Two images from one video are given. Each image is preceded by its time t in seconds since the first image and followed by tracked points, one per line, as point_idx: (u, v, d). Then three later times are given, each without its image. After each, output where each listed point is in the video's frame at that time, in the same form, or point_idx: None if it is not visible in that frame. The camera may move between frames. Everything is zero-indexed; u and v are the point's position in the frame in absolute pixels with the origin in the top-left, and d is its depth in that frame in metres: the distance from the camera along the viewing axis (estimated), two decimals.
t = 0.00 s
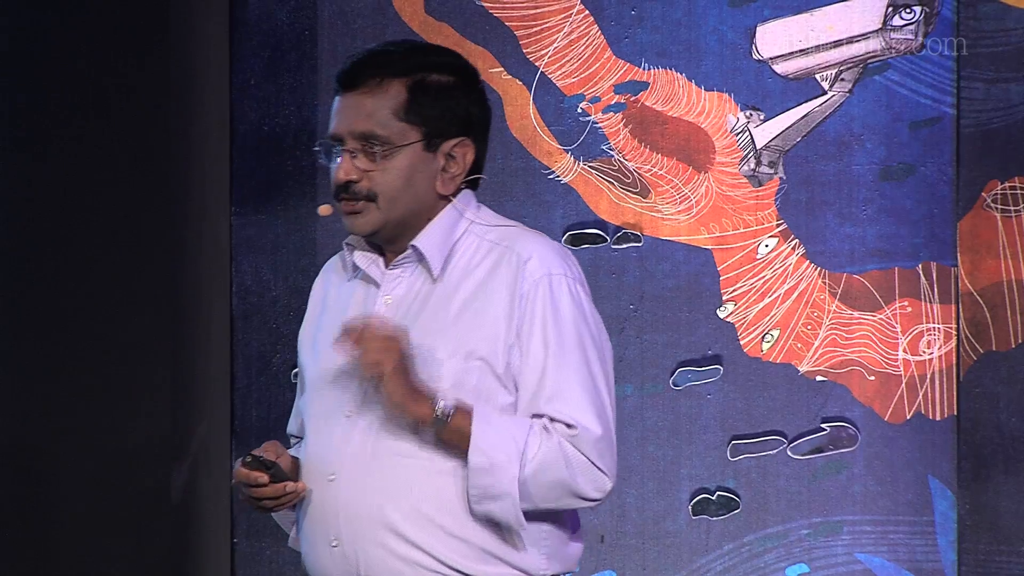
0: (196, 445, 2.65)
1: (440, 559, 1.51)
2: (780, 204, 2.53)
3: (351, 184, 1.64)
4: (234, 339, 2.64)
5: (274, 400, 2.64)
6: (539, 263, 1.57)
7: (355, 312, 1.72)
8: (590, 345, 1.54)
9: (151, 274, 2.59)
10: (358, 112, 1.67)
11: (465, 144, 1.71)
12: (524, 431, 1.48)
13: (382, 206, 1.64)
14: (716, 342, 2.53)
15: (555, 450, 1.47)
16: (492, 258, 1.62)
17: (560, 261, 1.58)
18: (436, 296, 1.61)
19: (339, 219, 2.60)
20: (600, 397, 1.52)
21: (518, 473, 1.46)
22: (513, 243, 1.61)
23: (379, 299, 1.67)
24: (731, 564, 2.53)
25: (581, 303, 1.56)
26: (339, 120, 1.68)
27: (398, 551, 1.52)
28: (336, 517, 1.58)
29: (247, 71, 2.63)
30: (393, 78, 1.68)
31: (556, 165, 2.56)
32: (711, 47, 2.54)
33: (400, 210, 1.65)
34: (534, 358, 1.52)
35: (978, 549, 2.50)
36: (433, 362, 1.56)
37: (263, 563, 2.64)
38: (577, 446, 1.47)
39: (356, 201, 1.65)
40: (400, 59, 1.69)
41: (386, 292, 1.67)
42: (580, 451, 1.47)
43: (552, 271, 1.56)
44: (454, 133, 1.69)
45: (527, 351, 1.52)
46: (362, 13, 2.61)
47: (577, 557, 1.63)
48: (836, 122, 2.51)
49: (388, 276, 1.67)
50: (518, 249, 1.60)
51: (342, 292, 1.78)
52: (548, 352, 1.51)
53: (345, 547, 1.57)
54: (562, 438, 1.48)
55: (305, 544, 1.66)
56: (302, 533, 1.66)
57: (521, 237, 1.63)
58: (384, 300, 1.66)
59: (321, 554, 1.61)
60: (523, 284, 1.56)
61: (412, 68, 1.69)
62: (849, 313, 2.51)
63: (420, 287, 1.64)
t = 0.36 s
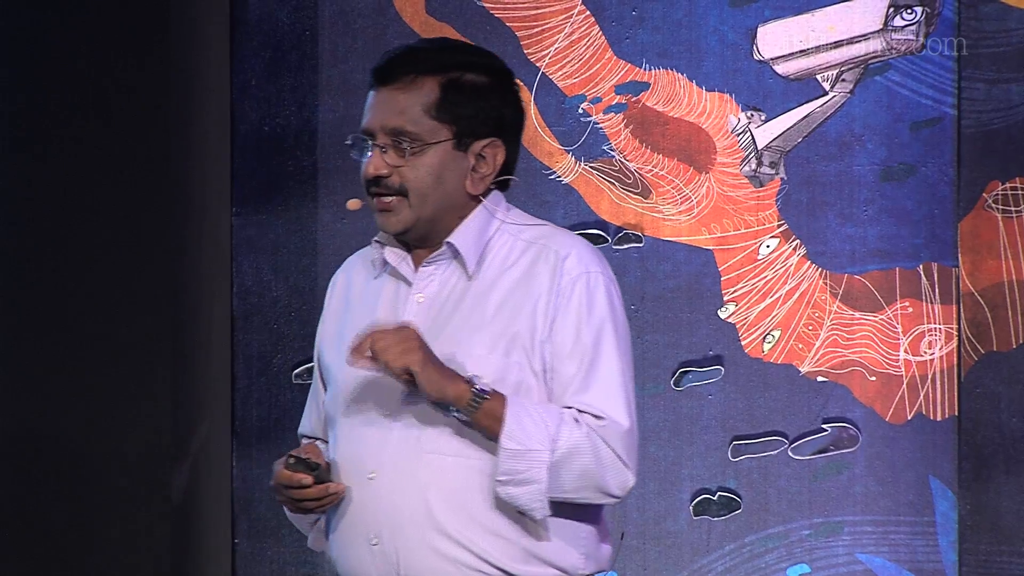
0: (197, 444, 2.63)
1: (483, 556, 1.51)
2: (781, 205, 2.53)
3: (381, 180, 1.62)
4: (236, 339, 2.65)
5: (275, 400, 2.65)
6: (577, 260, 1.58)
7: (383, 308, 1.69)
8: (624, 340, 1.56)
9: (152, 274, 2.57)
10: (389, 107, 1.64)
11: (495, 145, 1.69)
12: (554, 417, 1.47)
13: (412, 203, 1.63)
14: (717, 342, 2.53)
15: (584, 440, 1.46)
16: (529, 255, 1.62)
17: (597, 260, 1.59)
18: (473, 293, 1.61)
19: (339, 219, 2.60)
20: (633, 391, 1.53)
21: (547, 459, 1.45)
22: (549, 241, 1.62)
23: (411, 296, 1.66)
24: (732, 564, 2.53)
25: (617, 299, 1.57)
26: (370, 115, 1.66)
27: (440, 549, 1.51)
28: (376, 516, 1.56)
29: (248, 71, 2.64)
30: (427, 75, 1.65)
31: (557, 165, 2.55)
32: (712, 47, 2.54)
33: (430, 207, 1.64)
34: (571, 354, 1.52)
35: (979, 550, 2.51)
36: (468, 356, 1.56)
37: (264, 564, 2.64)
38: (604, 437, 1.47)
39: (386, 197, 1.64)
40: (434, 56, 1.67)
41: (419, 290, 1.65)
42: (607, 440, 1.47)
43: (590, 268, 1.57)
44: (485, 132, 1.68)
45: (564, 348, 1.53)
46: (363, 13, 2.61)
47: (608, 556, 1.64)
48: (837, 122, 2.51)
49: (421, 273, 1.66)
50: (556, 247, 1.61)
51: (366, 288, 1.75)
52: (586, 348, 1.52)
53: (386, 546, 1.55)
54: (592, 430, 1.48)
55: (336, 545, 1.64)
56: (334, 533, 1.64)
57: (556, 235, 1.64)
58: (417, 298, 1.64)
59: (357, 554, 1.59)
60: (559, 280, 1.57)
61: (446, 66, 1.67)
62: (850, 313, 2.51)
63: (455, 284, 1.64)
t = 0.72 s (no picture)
0: (198, 443, 2.63)
1: (522, 555, 1.44)
2: (780, 204, 2.53)
3: (423, 174, 1.55)
4: (235, 338, 2.63)
5: (274, 400, 2.63)
6: (619, 262, 1.50)
7: (419, 305, 1.61)
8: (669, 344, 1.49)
9: (152, 275, 2.58)
10: (434, 101, 1.58)
11: (539, 143, 1.61)
12: (599, 421, 1.41)
13: (452, 198, 1.56)
14: (716, 342, 2.53)
15: (632, 440, 1.40)
16: (571, 254, 1.54)
17: (639, 261, 1.52)
18: (512, 292, 1.53)
19: (338, 219, 2.61)
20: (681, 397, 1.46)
21: (594, 459, 1.39)
22: (591, 240, 1.54)
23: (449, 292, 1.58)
24: (732, 563, 2.53)
25: (660, 302, 1.50)
26: (414, 109, 1.59)
27: (477, 546, 1.44)
28: (411, 509, 1.49)
29: (247, 71, 2.63)
30: (472, 71, 1.58)
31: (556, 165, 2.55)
32: (711, 47, 2.53)
33: (470, 203, 1.56)
34: (615, 358, 1.45)
35: (978, 549, 2.53)
36: (508, 356, 1.48)
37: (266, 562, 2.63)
38: (653, 437, 1.41)
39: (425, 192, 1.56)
40: (480, 53, 1.60)
41: (457, 286, 1.57)
42: (654, 441, 1.41)
43: (633, 270, 1.50)
44: (529, 131, 1.59)
45: (609, 352, 1.46)
46: (362, 12, 2.61)
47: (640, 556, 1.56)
48: (836, 122, 2.51)
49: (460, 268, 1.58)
50: (597, 246, 1.53)
51: (402, 284, 1.67)
52: (631, 352, 1.45)
53: (421, 541, 1.48)
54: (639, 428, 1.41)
55: (367, 539, 1.56)
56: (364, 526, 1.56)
57: (597, 235, 1.55)
58: (456, 294, 1.56)
59: (390, 549, 1.51)
60: (602, 281, 1.49)
61: (492, 62, 1.59)
62: (849, 313, 2.51)
63: (494, 280, 1.56)
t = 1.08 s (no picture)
0: (196, 444, 2.61)
1: (601, 558, 1.36)
2: (780, 204, 2.53)
3: (502, 172, 1.46)
4: (234, 338, 2.61)
5: (274, 400, 2.61)
6: (695, 264, 1.41)
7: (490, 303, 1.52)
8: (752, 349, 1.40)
9: (150, 276, 2.60)
10: (516, 98, 1.48)
11: (619, 144, 1.51)
12: (687, 445, 1.33)
13: (532, 198, 1.46)
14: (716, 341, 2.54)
15: (725, 459, 1.33)
16: (647, 254, 1.45)
17: (713, 261, 1.44)
18: (586, 293, 1.44)
19: (337, 219, 2.61)
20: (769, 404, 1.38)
21: (691, 489, 1.33)
22: (665, 240, 1.46)
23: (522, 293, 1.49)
24: (731, 563, 2.54)
25: (738, 302, 1.41)
26: (495, 104, 1.50)
27: (555, 549, 1.37)
28: (483, 513, 1.41)
29: (247, 71, 2.61)
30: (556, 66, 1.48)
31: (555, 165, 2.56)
32: (711, 47, 2.54)
33: (550, 205, 1.47)
34: (700, 365, 1.36)
35: (978, 549, 2.51)
36: (586, 357, 1.39)
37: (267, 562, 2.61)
38: (746, 452, 1.33)
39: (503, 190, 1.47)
40: (563, 47, 1.51)
41: (531, 287, 1.49)
42: (750, 454, 1.34)
43: (711, 272, 1.41)
44: (610, 131, 1.50)
45: (691, 358, 1.37)
46: (361, 12, 2.61)
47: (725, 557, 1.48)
48: (835, 122, 2.51)
49: (534, 269, 1.50)
50: (673, 245, 1.44)
51: (474, 281, 1.58)
52: (713, 357, 1.36)
53: (496, 544, 1.40)
54: (729, 443, 1.34)
55: (439, 542, 1.48)
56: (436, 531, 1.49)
57: (669, 238, 1.47)
58: (530, 295, 1.48)
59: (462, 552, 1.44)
60: (679, 284, 1.40)
61: (574, 56, 1.49)
62: (848, 313, 2.51)
63: (568, 281, 1.47)
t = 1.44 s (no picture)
0: (196, 443, 2.61)
1: (651, 564, 1.53)
2: (779, 204, 2.53)
3: (557, 174, 1.65)
4: (235, 339, 2.64)
5: (273, 400, 2.62)
6: (751, 273, 1.59)
7: (547, 304, 1.70)
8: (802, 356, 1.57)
9: (150, 276, 2.57)
10: (575, 102, 1.67)
11: (673, 149, 1.72)
12: (749, 458, 1.51)
13: (587, 200, 1.65)
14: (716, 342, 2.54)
15: (784, 470, 1.50)
16: (701, 262, 1.62)
17: (767, 268, 1.61)
18: (643, 301, 1.61)
19: (336, 219, 2.61)
20: (816, 404, 1.56)
21: (754, 502, 1.50)
22: (720, 248, 1.63)
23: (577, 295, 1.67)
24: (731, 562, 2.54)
25: (793, 310, 1.58)
26: (552, 108, 1.68)
27: (607, 555, 1.53)
28: (539, 518, 1.57)
29: (247, 71, 2.64)
30: (614, 73, 1.68)
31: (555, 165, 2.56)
32: (710, 47, 2.54)
33: (604, 206, 1.66)
34: (752, 368, 1.54)
35: (978, 549, 2.49)
36: (643, 365, 1.55)
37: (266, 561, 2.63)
38: (804, 461, 1.51)
39: (557, 191, 1.65)
40: (620, 54, 1.69)
41: (586, 290, 1.66)
42: (808, 463, 1.51)
43: (766, 280, 1.58)
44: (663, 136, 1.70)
45: (744, 361, 1.55)
46: (360, 12, 2.61)
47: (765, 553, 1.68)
48: (835, 122, 2.51)
49: (588, 273, 1.67)
50: (727, 255, 1.61)
51: (526, 283, 1.76)
52: (767, 362, 1.53)
53: (550, 548, 1.56)
54: (788, 454, 1.51)
55: (493, 540, 1.64)
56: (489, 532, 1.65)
57: (725, 244, 1.64)
58: (584, 298, 1.65)
59: (516, 552, 1.59)
60: (736, 293, 1.58)
61: (631, 66, 1.69)
62: (848, 313, 2.52)
63: (626, 289, 1.64)
